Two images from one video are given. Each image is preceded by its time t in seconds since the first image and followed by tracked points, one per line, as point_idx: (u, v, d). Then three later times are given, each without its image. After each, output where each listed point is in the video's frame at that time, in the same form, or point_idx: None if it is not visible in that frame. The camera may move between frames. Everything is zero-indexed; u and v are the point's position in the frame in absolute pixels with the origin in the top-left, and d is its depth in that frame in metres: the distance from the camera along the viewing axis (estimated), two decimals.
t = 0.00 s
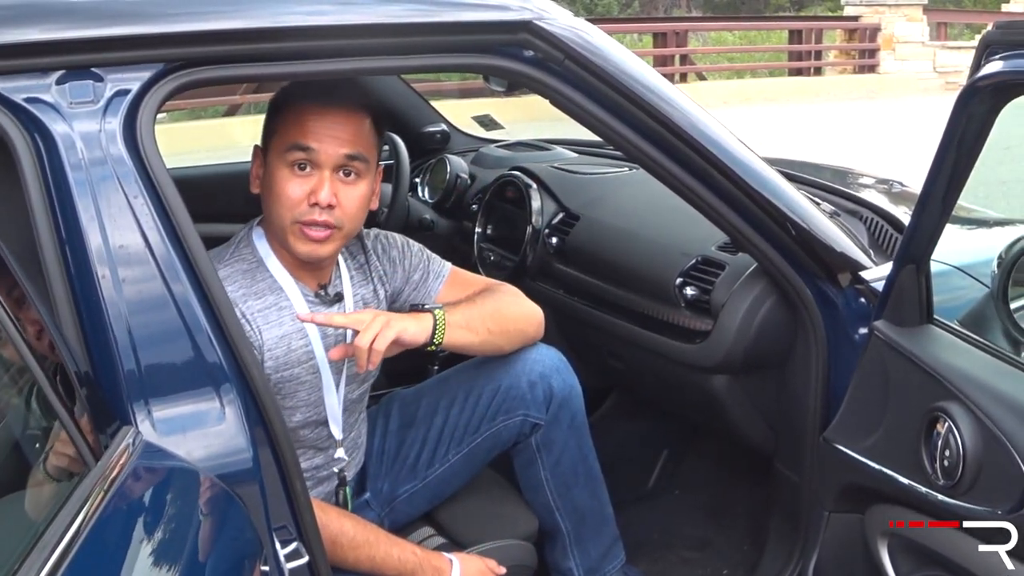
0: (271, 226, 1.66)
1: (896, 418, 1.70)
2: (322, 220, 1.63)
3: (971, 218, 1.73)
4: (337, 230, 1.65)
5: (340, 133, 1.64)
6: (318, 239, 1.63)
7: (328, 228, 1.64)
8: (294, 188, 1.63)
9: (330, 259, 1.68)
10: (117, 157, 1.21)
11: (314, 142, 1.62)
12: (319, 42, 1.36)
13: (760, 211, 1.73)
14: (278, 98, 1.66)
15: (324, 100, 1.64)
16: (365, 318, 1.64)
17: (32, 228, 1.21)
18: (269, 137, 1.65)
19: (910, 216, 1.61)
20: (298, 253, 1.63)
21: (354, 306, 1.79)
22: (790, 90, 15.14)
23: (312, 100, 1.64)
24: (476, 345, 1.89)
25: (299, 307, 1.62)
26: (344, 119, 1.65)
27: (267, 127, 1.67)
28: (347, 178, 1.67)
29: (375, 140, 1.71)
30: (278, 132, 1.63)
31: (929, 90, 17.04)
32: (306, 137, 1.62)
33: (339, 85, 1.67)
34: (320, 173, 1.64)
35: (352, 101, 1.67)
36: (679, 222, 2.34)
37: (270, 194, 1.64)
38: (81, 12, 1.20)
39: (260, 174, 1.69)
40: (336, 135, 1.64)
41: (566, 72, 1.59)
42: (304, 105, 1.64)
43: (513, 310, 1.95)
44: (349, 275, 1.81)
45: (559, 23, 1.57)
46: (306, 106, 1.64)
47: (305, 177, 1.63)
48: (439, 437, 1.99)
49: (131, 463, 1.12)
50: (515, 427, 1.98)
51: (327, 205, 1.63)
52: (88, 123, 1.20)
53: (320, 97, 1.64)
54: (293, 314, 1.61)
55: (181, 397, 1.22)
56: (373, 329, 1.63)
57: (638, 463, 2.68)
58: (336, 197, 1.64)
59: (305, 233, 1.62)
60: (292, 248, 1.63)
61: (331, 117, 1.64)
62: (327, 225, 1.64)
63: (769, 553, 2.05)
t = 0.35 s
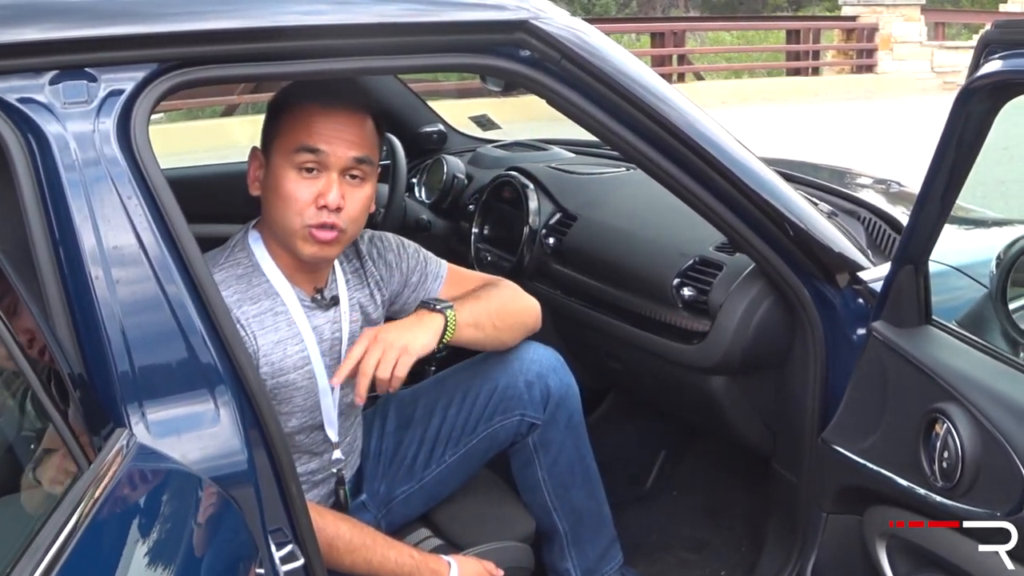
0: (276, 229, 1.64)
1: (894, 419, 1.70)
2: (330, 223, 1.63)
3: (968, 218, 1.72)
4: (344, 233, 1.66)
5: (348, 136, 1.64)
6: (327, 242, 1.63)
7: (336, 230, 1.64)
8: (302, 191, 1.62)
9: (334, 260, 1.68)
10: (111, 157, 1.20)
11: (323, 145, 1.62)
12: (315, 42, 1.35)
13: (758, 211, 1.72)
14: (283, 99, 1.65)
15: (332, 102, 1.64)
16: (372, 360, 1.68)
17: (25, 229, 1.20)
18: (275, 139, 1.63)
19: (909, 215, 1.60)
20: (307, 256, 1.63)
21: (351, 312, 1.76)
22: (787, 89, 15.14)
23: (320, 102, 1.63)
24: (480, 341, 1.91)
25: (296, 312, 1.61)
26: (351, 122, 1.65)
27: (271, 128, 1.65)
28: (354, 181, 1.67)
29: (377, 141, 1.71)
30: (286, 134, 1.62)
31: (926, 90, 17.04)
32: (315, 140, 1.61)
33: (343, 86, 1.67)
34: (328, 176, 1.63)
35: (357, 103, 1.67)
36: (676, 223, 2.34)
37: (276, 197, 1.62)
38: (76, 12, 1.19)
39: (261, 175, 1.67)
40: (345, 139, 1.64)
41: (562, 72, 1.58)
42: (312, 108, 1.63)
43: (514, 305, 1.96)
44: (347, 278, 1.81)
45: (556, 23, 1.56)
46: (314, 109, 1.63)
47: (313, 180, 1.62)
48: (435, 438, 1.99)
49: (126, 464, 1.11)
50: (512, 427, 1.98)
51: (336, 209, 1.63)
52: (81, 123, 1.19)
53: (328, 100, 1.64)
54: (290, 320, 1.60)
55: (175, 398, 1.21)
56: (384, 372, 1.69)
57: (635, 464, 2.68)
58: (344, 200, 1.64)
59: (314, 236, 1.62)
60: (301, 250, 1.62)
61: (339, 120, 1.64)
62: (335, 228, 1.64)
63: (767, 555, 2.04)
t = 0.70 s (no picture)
0: (300, 239, 1.62)
1: (896, 418, 1.69)
2: (356, 233, 1.64)
3: (970, 217, 1.71)
4: (365, 239, 1.67)
5: (370, 144, 1.64)
6: (353, 250, 1.65)
7: (360, 238, 1.66)
8: (330, 202, 1.61)
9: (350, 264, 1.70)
10: (111, 154, 1.20)
11: (350, 155, 1.61)
12: (316, 38, 1.35)
13: (760, 210, 1.72)
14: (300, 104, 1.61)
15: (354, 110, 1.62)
16: (483, 450, 1.80)
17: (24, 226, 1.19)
18: (296, 147, 1.60)
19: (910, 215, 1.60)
20: (334, 266, 1.64)
21: (354, 313, 1.78)
22: (787, 89, 15.13)
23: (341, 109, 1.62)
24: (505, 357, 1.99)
25: (300, 318, 1.60)
26: (371, 129, 1.65)
27: (288, 134, 1.61)
28: (373, 187, 1.68)
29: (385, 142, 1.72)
30: (310, 144, 1.60)
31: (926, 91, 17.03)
32: (342, 151, 1.60)
33: (355, 90, 1.65)
34: (354, 186, 1.63)
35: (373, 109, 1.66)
36: (677, 221, 2.34)
37: (302, 207, 1.61)
38: (76, 8, 1.19)
39: (276, 181, 1.63)
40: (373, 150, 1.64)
41: (564, 69, 1.58)
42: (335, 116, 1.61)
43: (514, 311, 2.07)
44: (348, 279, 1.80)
45: (557, 20, 1.55)
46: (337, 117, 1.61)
47: (340, 190, 1.62)
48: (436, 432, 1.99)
49: (124, 461, 1.11)
50: (515, 415, 1.98)
51: (364, 218, 1.64)
52: (81, 119, 1.18)
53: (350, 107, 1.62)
54: (294, 325, 1.60)
55: (175, 395, 1.20)
56: (496, 451, 1.81)
57: (636, 463, 2.67)
58: (369, 211, 1.65)
59: (344, 247, 1.63)
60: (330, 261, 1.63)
61: (361, 128, 1.63)
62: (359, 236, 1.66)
63: (768, 554, 2.04)
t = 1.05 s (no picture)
0: (284, 224, 1.65)
1: (898, 419, 1.69)
2: (339, 221, 1.66)
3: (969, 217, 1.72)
4: (351, 230, 1.68)
5: (359, 136, 1.67)
6: (335, 239, 1.65)
7: (343, 229, 1.67)
8: (314, 188, 1.64)
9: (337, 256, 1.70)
10: (111, 156, 1.20)
11: (336, 143, 1.64)
12: (316, 39, 1.35)
13: (761, 210, 1.72)
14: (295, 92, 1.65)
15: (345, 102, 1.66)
16: (502, 445, 1.81)
17: (24, 227, 1.19)
18: (285, 134, 1.64)
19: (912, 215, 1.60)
20: (314, 254, 1.65)
21: (349, 307, 1.77)
22: (789, 90, 15.12)
23: (332, 100, 1.65)
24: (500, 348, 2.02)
25: (293, 304, 1.61)
26: (363, 121, 1.68)
27: (280, 122, 1.65)
28: (362, 180, 1.70)
29: (381, 140, 1.74)
30: (298, 130, 1.63)
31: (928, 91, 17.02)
32: (329, 138, 1.63)
33: (350, 85, 1.69)
34: (340, 175, 1.66)
35: (366, 103, 1.69)
36: (678, 222, 2.33)
37: (287, 192, 1.63)
38: (75, 9, 1.18)
39: (268, 168, 1.67)
40: (359, 139, 1.66)
41: (564, 70, 1.58)
42: (325, 106, 1.65)
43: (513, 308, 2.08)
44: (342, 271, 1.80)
45: (558, 21, 1.55)
46: (326, 106, 1.65)
47: (325, 178, 1.64)
48: (436, 434, 1.98)
49: (124, 463, 1.11)
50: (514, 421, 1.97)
51: (348, 208, 1.66)
52: (81, 121, 1.18)
53: (340, 98, 1.66)
54: (287, 310, 1.60)
55: (175, 397, 1.20)
56: (515, 447, 1.82)
57: (636, 463, 2.67)
58: (354, 199, 1.67)
59: (325, 234, 1.64)
60: (310, 247, 1.64)
61: (351, 120, 1.66)
62: (343, 226, 1.67)
63: (769, 555, 2.04)
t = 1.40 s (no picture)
0: (280, 211, 1.67)
1: (897, 419, 1.69)
2: (333, 210, 1.66)
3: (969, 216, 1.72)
4: (346, 221, 1.69)
5: (357, 129, 1.69)
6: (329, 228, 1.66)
7: (338, 218, 1.68)
8: (311, 177, 1.65)
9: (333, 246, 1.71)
10: (110, 153, 1.20)
11: (334, 134, 1.66)
12: (316, 38, 1.35)
13: (761, 210, 1.72)
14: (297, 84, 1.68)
15: (344, 95, 1.69)
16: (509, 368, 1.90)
17: (24, 225, 1.19)
18: (285, 124, 1.67)
19: (912, 214, 1.60)
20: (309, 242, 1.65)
21: (343, 301, 1.77)
22: (791, 90, 15.12)
23: (332, 92, 1.68)
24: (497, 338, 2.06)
25: (284, 285, 1.62)
26: (361, 115, 1.70)
27: (281, 113, 1.68)
28: (359, 172, 1.71)
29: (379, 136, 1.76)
30: (297, 120, 1.66)
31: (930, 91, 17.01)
32: (327, 129, 1.66)
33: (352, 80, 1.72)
34: (336, 165, 1.67)
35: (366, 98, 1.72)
36: (677, 221, 2.33)
37: (284, 179, 1.66)
38: (74, 7, 1.18)
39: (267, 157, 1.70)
40: (356, 132, 1.68)
41: (564, 69, 1.58)
42: (324, 98, 1.67)
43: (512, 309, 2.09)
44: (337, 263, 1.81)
45: (558, 19, 1.55)
46: (326, 99, 1.67)
47: (322, 167, 1.66)
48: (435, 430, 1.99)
49: (122, 460, 1.11)
50: (511, 414, 2.02)
51: (343, 197, 1.67)
52: (81, 118, 1.18)
53: (340, 91, 1.68)
54: (278, 292, 1.61)
55: (173, 394, 1.20)
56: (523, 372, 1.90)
57: (635, 463, 2.67)
58: (349, 190, 1.68)
59: (319, 222, 1.65)
60: (304, 234, 1.65)
61: (350, 112, 1.68)
62: (338, 216, 1.68)
63: (768, 555, 2.04)
